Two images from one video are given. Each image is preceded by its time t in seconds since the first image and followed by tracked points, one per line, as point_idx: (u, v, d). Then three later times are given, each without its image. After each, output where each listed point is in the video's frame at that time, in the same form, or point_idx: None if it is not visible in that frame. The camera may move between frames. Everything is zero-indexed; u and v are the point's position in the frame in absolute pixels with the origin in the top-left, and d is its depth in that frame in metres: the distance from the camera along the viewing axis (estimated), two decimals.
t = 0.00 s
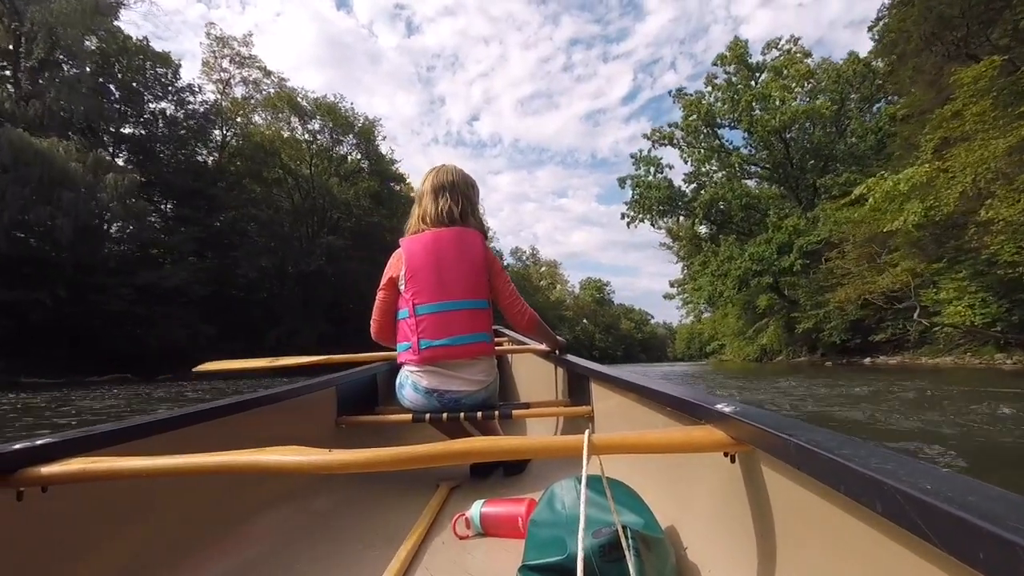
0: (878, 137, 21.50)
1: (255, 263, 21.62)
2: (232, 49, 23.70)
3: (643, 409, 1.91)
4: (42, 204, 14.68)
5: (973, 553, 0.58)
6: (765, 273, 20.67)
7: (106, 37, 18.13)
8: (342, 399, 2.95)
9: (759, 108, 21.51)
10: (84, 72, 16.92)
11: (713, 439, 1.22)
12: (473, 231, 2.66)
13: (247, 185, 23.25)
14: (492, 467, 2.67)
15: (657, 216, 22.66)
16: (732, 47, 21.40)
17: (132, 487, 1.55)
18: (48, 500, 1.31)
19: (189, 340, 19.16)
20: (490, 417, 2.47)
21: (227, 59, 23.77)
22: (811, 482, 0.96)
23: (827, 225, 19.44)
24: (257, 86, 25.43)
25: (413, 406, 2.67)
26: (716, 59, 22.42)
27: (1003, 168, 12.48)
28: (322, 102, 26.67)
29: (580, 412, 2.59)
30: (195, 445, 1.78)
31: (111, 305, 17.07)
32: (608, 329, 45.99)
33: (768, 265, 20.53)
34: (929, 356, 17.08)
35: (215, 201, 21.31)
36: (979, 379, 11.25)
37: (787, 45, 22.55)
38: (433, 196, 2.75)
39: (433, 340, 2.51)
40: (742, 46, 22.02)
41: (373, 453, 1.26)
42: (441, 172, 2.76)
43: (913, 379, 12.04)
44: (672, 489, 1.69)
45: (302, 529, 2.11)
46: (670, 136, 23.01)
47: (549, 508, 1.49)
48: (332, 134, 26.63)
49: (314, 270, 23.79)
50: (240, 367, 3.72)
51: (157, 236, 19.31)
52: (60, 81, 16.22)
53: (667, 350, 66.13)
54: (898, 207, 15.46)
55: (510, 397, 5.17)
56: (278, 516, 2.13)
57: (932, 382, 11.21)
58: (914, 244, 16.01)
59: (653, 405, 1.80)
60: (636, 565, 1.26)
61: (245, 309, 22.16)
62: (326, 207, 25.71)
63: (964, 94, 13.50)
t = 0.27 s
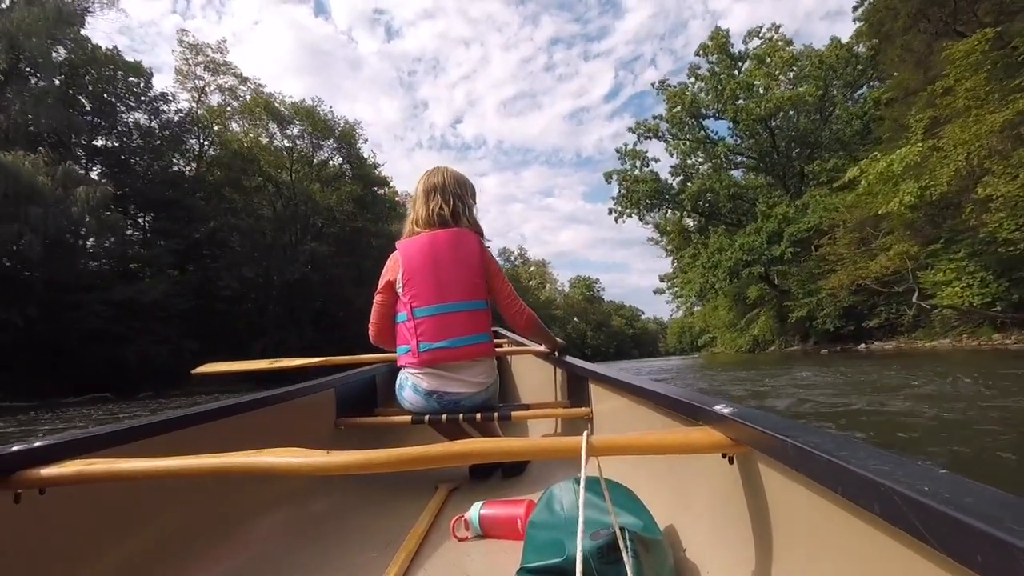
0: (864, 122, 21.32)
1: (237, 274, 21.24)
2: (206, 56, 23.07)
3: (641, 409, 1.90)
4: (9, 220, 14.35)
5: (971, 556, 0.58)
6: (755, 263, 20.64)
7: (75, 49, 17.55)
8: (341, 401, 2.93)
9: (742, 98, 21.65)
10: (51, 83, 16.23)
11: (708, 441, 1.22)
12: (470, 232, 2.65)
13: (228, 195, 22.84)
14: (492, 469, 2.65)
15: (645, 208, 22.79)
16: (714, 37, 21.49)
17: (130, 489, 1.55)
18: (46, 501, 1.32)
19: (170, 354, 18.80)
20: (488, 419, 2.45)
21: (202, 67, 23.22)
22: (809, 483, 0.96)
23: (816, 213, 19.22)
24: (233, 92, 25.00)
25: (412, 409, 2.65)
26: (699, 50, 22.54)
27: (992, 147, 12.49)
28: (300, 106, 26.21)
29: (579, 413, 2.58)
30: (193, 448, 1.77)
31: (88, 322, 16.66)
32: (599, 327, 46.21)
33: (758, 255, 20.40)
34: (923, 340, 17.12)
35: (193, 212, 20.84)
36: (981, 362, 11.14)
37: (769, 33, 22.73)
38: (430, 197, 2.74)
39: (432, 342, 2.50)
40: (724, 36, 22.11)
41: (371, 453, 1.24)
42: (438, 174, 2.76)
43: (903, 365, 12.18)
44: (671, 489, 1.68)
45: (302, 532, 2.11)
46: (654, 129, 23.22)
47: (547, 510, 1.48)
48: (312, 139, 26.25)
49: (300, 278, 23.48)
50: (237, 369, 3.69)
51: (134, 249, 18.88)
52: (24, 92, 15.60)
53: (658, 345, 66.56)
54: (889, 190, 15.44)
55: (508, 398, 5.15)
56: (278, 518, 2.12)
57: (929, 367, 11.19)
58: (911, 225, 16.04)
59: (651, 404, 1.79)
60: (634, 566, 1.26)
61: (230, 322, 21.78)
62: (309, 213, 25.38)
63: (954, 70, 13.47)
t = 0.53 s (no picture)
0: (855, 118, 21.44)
1: (220, 274, 20.79)
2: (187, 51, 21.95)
3: (639, 408, 1.90)
4: None
5: (968, 554, 0.58)
6: (748, 261, 20.83)
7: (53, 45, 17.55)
8: (339, 399, 2.93)
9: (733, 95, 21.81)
10: (27, 79, 16.05)
11: (705, 439, 1.23)
12: (469, 231, 2.65)
13: (213, 195, 22.31)
14: (490, 467, 2.65)
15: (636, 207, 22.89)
16: (705, 33, 21.55)
17: (128, 487, 1.54)
18: (42, 501, 1.30)
19: (150, 356, 18.23)
20: (486, 418, 2.45)
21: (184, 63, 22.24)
22: (807, 481, 0.97)
23: (808, 210, 19.30)
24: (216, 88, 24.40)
25: (410, 407, 2.66)
26: (690, 45, 22.61)
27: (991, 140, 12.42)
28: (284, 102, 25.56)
29: (576, 413, 2.58)
30: (192, 447, 1.76)
31: (63, 324, 16.15)
32: (589, 327, 46.37)
33: (750, 253, 20.63)
34: (916, 338, 17.20)
35: (175, 210, 20.18)
36: (982, 360, 11.06)
37: (760, 30, 22.88)
38: (431, 195, 2.74)
39: (430, 339, 2.49)
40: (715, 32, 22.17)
41: (368, 451, 1.24)
42: (439, 173, 2.77)
43: (893, 364, 12.27)
44: (669, 487, 1.69)
45: (301, 530, 2.10)
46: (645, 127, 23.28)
47: (546, 508, 1.49)
48: (298, 137, 25.68)
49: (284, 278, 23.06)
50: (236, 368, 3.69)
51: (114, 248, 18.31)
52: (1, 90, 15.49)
53: (647, 344, 66.92)
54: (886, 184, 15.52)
55: (507, 397, 5.16)
56: (278, 517, 2.11)
57: (924, 365, 11.21)
58: (910, 220, 15.98)
59: (649, 404, 1.80)
60: (632, 565, 1.26)
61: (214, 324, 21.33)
62: (295, 212, 25.01)
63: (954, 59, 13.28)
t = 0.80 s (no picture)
0: (853, 120, 21.22)
1: (205, 269, 20.40)
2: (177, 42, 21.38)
3: (639, 408, 1.91)
4: None
5: (966, 550, 0.59)
6: (744, 263, 20.95)
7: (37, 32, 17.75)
8: (338, 398, 2.92)
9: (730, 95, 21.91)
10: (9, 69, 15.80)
11: (705, 437, 1.23)
12: (471, 230, 2.65)
13: (202, 189, 21.86)
14: (489, 467, 2.65)
15: (632, 207, 22.87)
16: (703, 32, 21.61)
17: (127, 485, 1.53)
18: (42, 500, 1.29)
19: (131, 352, 17.81)
20: (485, 417, 2.46)
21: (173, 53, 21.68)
22: (807, 479, 0.97)
23: (806, 212, 19.23)
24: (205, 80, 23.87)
25: (410, 406, 2.66)
26: (689, 44, 22.68)
27: (1000, 140, 12.64)
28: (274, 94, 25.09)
29: (576, 412, 2.59)
30: (192, 445, 1.76)
31: (38, 319, 15.73)
32: (581, 328, 46.47)
33: (747, 254, 20.76)
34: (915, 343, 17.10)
35: (161, 203, 19.67)
36: (987, 366, 10.99)
37: (758, 30, 22.98)
38: (434, 195, 2.76)
39: (428, 338, 2.49)
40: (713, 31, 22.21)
41: (368, 450, 1.23)
42: (442, 173, 2.78)
43: (885, 369, 12.33)
44: (669, 486, 1.70)
45: (300, 529, 2.10)
46: (641, 126, 23.37)
47: (546, 506, 1.50)
48: (288, 131, 25.25)
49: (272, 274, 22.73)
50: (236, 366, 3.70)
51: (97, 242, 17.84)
52: None
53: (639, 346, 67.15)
54: (890, 184, 15.52)
55: (507, 396, 5.17)
56: (277, 515, 2.11)
57: (919, 370, 11.26)
58: (913, 220, 15.80)
59: (649, 403, 1.81)
60: (633, 564, 1.26)
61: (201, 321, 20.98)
62: (285, 207, 24.69)
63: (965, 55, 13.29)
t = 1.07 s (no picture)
0: (851, 118, 21.43)
1: (190, 268, 20.13)
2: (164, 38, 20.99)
3: (639, 409, 1.92)
4: None
5: (964, 551, 0.60)
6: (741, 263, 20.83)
7: (17, 26, 17.77)
8: (337, 399, 2.92)
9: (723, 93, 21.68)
10: None
11: (705, 438, 1.24)
12: (471, 232, 2.65)
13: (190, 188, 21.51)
14: (488, 468, 2.65)
15: (626, 206, 22.89)
16: (699, 30, 21.61)
17: (126, 487, 1.52)
18: (40, 501, 1.28)
19: (114, 354, 17.61)
20: (484, 418, 2.46)
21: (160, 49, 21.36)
22: (806, 481, 0.98)
23: (803, 211, 19.31)
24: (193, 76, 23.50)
25: (409, 407, 2.66)
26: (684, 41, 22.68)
27: (1006, 134, 12.54)
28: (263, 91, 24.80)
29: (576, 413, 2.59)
30: (192, 446, 1.75)
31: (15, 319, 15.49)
32: (574, 329, 46.51)
33: (743, 254, 20.45)
34: (913, 343, 17.29)
35: (145, 202, 19.28)
36: (989, 367, 10.93)
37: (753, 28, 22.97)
38: (435, 197, 2.76)
39: (426, 339, 2.49)
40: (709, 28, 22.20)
41: (369, 451, 1.23)
42: (442, 175, 2.77)
43: (878, 370, 12.38)
44: (668, 487, 1.70)
45: (298, 530, 2.09)
46: (635, 124, 23.39)
47: (545, 508, 1.50)
48: (277, 128, 24.96)
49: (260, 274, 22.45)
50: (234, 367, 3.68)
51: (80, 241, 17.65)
52: None
53: (632, 346, 67.31)
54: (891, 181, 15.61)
55: (506, 397, 5.15)
56: (274, 517, 2.10)
57: (914, 371, 11.34)
58: (917, 219, 15.95)
59: (648, 405, 1.82)
60: (632, 565, 1.26)
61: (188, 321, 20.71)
62: (273, 207, 24.34)
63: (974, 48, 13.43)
